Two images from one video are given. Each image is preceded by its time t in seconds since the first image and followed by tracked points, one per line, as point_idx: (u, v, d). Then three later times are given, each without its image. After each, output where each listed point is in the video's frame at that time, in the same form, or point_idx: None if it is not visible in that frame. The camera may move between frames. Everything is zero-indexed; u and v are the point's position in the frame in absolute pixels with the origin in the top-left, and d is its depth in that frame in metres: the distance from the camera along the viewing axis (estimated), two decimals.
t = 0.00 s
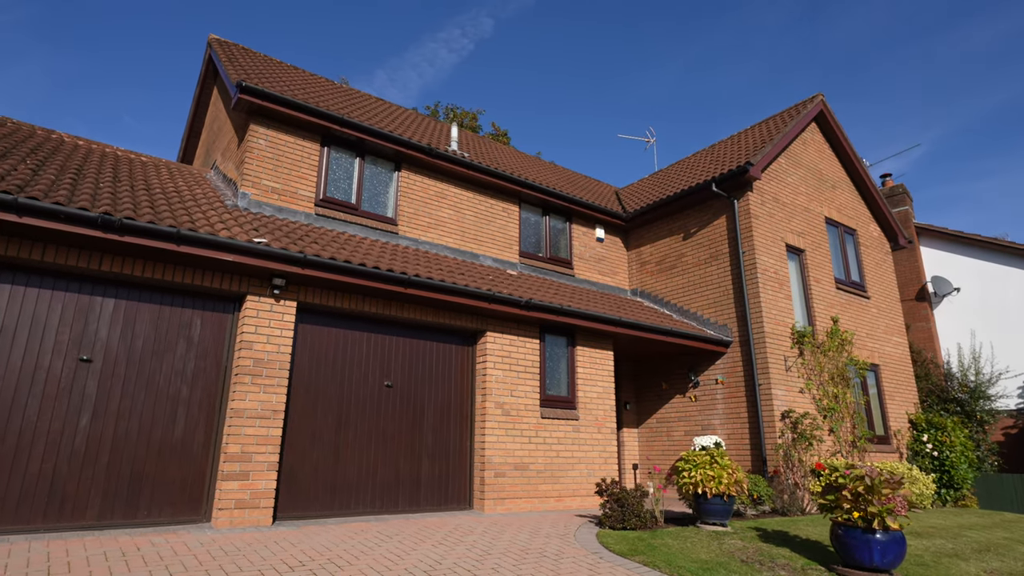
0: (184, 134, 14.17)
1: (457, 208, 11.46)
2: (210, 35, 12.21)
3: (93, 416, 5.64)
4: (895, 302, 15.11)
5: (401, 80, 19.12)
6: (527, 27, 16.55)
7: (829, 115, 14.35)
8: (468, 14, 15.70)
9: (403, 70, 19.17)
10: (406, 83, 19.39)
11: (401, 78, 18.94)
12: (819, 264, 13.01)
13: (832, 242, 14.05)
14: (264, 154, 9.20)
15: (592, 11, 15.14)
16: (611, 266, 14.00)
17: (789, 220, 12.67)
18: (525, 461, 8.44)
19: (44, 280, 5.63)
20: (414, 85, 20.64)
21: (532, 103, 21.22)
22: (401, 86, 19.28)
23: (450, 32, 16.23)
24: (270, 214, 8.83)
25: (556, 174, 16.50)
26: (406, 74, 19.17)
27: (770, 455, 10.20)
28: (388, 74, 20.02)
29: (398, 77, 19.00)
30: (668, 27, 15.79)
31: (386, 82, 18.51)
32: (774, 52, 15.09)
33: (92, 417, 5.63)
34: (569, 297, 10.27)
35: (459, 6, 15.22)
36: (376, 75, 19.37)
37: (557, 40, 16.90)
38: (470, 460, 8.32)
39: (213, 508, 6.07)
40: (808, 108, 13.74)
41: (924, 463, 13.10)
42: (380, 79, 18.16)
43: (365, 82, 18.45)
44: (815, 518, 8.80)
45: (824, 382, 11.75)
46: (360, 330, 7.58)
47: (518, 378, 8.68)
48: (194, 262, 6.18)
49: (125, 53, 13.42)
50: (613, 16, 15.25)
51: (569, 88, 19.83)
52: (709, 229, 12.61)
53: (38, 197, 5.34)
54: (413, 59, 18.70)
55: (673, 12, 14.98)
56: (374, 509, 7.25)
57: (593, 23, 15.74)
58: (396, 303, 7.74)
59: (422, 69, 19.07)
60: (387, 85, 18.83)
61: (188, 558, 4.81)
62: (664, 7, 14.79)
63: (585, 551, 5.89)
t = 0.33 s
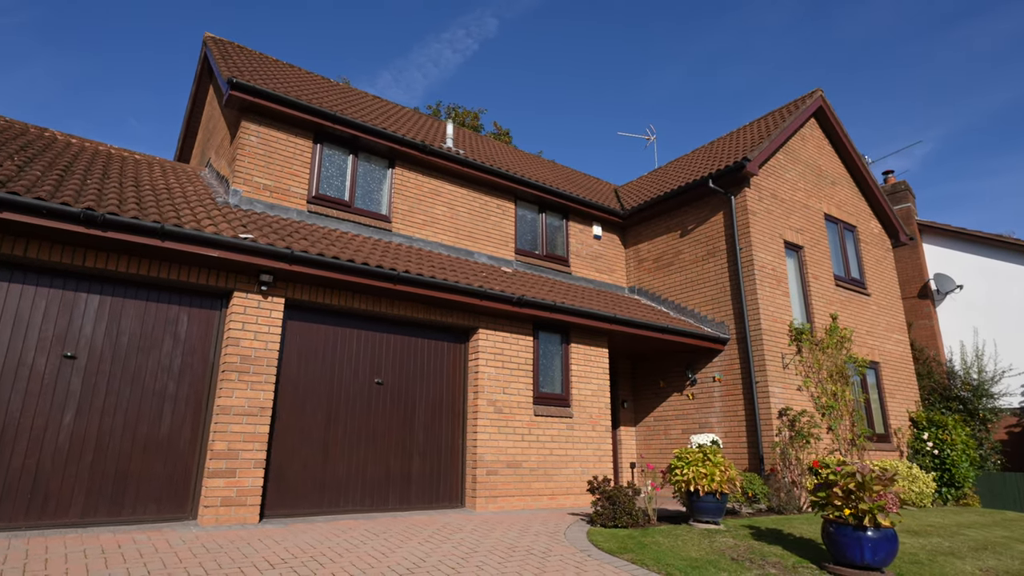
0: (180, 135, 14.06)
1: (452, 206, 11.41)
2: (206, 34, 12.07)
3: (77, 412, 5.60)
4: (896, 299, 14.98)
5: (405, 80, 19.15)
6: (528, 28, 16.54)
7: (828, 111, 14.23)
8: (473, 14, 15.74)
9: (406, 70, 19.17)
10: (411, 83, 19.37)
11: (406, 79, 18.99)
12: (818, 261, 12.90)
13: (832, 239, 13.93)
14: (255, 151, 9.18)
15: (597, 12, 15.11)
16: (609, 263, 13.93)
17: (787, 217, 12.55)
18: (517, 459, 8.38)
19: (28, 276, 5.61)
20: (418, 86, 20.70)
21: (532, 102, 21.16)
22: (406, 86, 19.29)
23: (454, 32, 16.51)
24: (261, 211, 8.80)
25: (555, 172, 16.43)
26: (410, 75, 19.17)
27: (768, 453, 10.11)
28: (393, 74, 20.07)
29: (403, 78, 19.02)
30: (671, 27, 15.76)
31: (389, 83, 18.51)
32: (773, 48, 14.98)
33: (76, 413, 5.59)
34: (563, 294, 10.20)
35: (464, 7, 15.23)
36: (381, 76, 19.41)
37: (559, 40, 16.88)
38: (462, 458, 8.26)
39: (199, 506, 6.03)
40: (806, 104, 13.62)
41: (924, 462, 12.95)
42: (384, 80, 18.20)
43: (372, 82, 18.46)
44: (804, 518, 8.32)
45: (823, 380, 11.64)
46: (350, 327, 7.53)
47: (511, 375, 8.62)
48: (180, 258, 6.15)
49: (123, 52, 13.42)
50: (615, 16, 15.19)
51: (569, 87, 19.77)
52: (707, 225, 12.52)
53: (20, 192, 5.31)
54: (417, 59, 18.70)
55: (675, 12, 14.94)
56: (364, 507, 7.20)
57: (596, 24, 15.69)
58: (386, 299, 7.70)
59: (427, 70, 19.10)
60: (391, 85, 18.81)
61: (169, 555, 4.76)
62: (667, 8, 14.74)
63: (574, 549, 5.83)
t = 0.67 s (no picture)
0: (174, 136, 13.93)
1: (446, 203, 11.34)
2: (200, 31, 11.91)
3: (59, 411, 5.55)
4: (896, 296, 14.83)
5: (411, 81, 19.09)
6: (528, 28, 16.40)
7: (827, 106, 14.08)
8: (477, 14, 15.66)
9: (412, 71, 19.15)
10: (416, 83, 19.33)
11: (410, 79, 18.92)
12: (817, 258, 12.76)
13: (831, 235, 13.80)
14: (246, 148, 9.12)
15: (595, 10, 15.01)
16: (606, 261, 13.84)
17: (785, 213, 12.43)
18: (509, 457, 8.31)
19: (9, 273, 5.56)
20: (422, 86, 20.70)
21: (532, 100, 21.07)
22: (410, 87, 19.20)
23: (460, 32, 16.29)
24: (251, 209, 8.74)
25: (553, 170, 16.33)
26: (415, 76, 19.07)
27: (764, 452, 10.01)
28: (399, 76, 20.04)
29: (408, 79, 18.99)
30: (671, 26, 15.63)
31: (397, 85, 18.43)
32: (773, 45, 14.85)
33: (57, 412, 5.54)
34: (557, 292, 10.11)
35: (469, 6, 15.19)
36: (387, 77, 19.41)
37: (558, 40, 16.80)
38: (453, 456, 8.19)
39: (183, 504, 5.98)
40: (805, 99, 13.48)
41: (925, 460, 12.79)
42: (389, 81, 18.17)
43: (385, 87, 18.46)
44: (799, 516, 8.10)
45: (821, 378, 11.53)
46: (339, 324, 7.46)
47: (502, 373, 8.55)
48: (164, 255, 6.09)
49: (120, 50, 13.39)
50: (614, 15, 15.09)
51: (569, 85, 19.67)
52: (704, 222, 12.40)
53: None
54: (423, 60, 18.64)
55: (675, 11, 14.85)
56: (352, 505, 7.14)
57: (595, 23, 15.59)
58: (375, 296, 7.63)
59: (432, 72, 19.07)
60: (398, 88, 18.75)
61: (146, 553, 4.70)
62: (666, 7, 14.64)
63: (561, 549, 5.74)
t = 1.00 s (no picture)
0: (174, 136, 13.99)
1: (443, 201, 11.29)
2: (200, 32, 12.01)
3: (47, 411, 5.53)
4: (901, 294, 14.64)
5: (417, 81, 19.09)
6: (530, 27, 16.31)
7: (830, 102, 13.91)
8: (484, 14, 15.54)
9: (419, 72, 19.21)
10: (426, 84, 19.37)
11: (417, 79, 18.96)
12: (819, 255, 12.61)
13: (834, 232, 13.64)
14: (240, 147, 9.10)
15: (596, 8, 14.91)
16: (605, 259, 13.75)
17: (787, 210, 12.29)
18: (504, 456, 8.24)
19: None
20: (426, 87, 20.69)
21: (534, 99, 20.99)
22: (417, 87, 19.26)
23: (466, 32, 16.29)
24: (246, 207, 8.71)
25: (554, 168, 16.24)
26: (421, 76, 19.09)
27: (765, 451, 9.87)
28: (405, 77, 20.06)
29: (415, 79, 19.09)
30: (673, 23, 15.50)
31: (402, 86, 18.43)
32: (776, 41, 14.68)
33: (45, 411, 5.52)
34: (554, 290, 10.03)
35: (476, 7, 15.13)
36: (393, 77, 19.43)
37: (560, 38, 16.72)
38: (447, 457, 8.13)
39: (172, 504, 5.94)
40: (807, 94, 13.32)
41: (930, 460, 12.61)
42: (395, 81, 18.18)
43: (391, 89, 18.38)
44: (799, 515, 8.01)
45: (824, 377, 11.41)
46: (332, 322, 7.41)
47: (498, 372, 8.48)
48: (153, 253, 6.05)
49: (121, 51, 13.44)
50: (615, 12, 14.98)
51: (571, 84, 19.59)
52: (704, 219, 12.28)
53: None
54: (430, 61, 18.61)
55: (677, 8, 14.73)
56: (344, 505, 7.08)
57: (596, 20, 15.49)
58: (368, 295, 7.58)
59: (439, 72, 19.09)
60: (403, 89, 18.71)
61: (130, 553, 4.66)
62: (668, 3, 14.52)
63: (552, 549, 5.66)
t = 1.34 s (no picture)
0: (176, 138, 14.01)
1: (443, 200, 11.26)
2: (202, 33, 12.05)
3: (40, 411, 5.55)
4: (909, 291, 14.43)
5: (427, 81, 18.62)
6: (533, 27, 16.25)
7: (835, 97, 13.73)
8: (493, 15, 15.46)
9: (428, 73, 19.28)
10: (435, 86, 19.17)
11: (427, 79, 18.55)
12: (824, 252, 12.45)
13: (840, 229, 13.47)
14: (237, 147, 9.12)
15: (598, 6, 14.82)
16: (607, 257, 13.65)
17: (790, 207, 12.15)
18: (502, 456, 8.19)
19: None
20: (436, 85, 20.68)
21: (537, 98, 20.93)
22: (428, 88, 18.74)
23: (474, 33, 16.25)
24: (243, 207, 8.71)
25: (557, 167, 16.16)
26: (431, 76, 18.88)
27: (767, 451, 9.74)
28: (414, 77, 19.98)
29: (424, 80, 18.99)
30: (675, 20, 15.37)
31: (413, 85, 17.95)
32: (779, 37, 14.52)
33: (38, 412, 5.54)
34: (554, 289, 9.96)
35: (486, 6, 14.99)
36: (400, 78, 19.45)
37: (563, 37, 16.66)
38: (444, 456, 8.10)
39: (165, 503, 5.96)
40: (811, 90, 13.16)
41: (939, 460, 12.42)
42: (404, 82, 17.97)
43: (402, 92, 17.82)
44: (801, 515, 7.92)
45: (828, 375, 11.28)
46: (327, 322, 7.40)
47: (495, 371, 8.43)
48: (146, 253, 6.07)
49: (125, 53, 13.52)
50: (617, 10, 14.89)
51: (574, 83, 19.50)
52: (706, 217, 12.16)
53: None
54: (438, 60, 18.68)
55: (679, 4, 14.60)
56: (339, 505, 7.08)
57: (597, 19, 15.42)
58: (363, 294, 7.56)
59: (449, 71, 18.77)
60: (413, 89, 18.39)
61: (118, 553, 4.66)
62: None
63: (545, 549, 5.60)
